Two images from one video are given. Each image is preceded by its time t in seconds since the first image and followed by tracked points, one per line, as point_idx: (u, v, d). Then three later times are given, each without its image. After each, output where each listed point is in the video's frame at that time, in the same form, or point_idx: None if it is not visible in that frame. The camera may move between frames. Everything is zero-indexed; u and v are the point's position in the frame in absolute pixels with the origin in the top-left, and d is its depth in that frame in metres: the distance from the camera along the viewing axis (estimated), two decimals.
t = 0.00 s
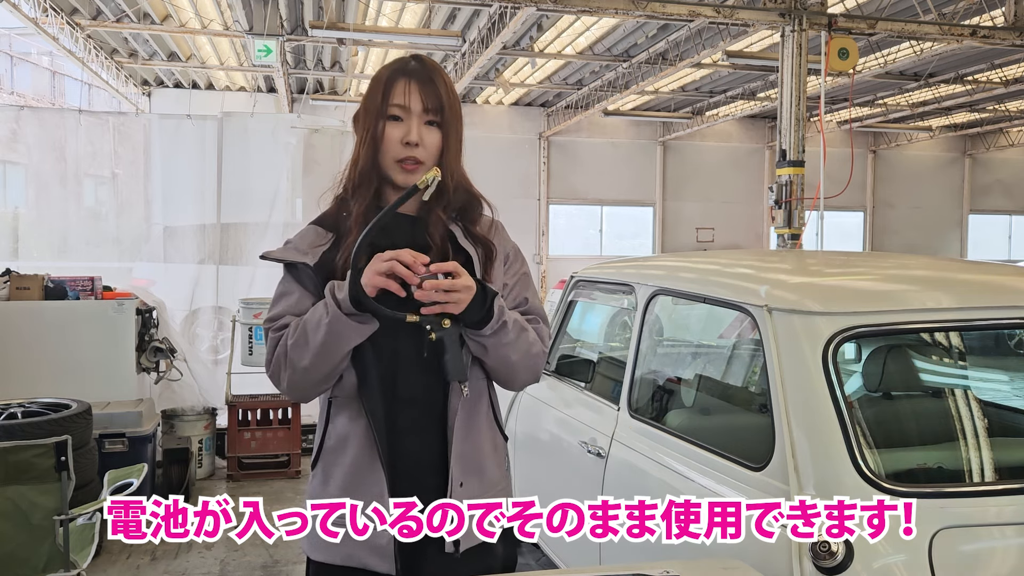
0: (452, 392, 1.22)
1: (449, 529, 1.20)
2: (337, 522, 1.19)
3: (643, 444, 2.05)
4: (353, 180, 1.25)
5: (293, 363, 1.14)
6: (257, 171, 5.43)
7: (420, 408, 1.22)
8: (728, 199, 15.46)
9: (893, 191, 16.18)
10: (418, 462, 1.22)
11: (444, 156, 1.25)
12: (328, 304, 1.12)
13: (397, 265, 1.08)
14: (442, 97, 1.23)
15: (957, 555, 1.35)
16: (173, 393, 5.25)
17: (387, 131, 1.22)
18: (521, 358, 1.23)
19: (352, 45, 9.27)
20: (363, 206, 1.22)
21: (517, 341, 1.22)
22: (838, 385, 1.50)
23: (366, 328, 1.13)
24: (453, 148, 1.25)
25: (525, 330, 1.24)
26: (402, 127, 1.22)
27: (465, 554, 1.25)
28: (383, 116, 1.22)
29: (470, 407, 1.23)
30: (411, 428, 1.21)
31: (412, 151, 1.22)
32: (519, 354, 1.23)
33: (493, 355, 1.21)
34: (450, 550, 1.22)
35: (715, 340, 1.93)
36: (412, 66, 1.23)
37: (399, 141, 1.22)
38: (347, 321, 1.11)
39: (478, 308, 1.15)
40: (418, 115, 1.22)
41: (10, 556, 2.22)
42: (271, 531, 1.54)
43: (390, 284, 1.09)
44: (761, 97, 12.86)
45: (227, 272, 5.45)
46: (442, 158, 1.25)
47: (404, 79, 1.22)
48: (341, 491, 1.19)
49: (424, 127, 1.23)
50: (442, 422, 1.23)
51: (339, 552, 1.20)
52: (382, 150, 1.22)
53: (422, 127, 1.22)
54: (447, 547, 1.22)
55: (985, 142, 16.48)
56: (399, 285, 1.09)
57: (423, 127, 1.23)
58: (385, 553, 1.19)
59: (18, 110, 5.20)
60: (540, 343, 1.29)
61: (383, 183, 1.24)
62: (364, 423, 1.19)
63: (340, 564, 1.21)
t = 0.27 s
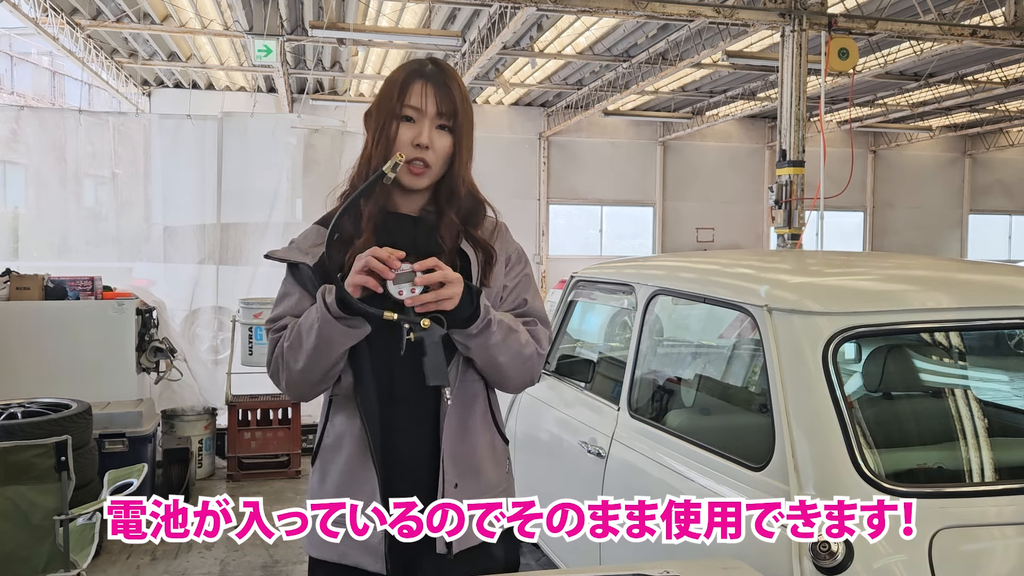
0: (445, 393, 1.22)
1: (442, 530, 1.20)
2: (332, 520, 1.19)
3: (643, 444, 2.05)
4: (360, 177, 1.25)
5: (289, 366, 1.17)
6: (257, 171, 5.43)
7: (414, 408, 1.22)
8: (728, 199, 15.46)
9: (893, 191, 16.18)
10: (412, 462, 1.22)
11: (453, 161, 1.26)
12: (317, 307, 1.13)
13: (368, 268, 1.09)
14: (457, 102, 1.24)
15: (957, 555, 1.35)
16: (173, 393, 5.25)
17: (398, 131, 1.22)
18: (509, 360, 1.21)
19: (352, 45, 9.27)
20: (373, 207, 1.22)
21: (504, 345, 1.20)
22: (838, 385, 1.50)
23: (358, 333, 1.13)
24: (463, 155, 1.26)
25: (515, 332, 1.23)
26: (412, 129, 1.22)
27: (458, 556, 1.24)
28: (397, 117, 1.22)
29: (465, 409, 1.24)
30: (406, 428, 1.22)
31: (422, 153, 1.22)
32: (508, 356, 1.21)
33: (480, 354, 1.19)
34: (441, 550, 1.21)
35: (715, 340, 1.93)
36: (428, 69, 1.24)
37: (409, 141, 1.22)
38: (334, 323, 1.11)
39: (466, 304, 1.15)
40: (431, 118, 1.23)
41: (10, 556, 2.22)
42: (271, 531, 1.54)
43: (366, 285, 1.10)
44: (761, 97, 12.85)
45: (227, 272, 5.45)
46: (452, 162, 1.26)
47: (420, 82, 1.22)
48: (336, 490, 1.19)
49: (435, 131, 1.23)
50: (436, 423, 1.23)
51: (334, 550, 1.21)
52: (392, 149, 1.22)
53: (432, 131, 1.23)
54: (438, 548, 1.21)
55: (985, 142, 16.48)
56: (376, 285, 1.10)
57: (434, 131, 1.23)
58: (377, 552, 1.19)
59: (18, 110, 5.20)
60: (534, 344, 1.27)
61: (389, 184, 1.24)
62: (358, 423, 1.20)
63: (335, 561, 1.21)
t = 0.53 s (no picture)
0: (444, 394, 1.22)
1: (439, 530, 1.19)
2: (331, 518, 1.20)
3: (643, 444, 2.05)
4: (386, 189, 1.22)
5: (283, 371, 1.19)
6: (257, 171, 5.42)
7: (414, 408, 1.22)
8: (728, 199, 15.46)
9: (893, 191, 16.18)
10: (410, 461, 1.22)
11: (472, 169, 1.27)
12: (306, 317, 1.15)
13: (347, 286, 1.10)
14: (485, 118, 1.24)
15: (957, 555, 1.35)
16: (173, 393, 5.26)
17: (430, 146, 1.19)
18: (502, 365, 1.21)
19: (352, 45, 9.27)
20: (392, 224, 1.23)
21: (491, 350, 1.19)
22: (838, 385, 1.50)
23: (345, 342, 1.14)
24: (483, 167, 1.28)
25: (507, 337, 1.21)
26: (442, 145, 1.20)
27: (456, 557, 1.23)
28: (430, 132, 1.19)
29: (463, 409, 1.24)
30: (405, 428, 1.22)
31: (449, 168, 1.21)
32: (499, 361, 1.20)
33: (471, 360, 1.19)
34: (439, 550, 1.21)
35: (715, 340, 1.93)
36: (457, 81, 1.21)
37: (439, 157, 1.20)
38: (319, 334, 1.13)
39: (454, 310, 1.15)
40: (460, 134, 1.21)
41: (10, 556, 2.22)
42: (271, 531, 1.54)
43: (351, 303, 1.12)
44: (761, 97, 12.85)
45: (227, 272, 5.45)
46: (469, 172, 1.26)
47: (453, 95, 1.20)
48: (336, 488, 1.20)
49: (462, 147, 1.23)
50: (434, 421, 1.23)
51: (332, 549, 1.21)
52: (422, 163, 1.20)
53: (460, 147, 1.22)
54: (434, 547, 1.20)
55: (985, 142, 16.48)
56: (361, 302, 1.11)
57: (461, 148, 1.23)
58: (375, 550, 1.19)
59: (18, 110, 5.20)
60: (526, 348, 1.25)
61: (406, 192, 1.23)
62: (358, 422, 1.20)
63: (333, 560, 1.21)
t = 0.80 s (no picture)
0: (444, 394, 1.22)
1: (436, 531, 1.19)
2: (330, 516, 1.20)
3: (643, 444, 2.05)
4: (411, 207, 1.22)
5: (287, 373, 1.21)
6: (257, 171, 5.42)
7: (413, 410, 1.22)
8: (728, 199, 15.47)
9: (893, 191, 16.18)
10: (409, 463, 1.22)
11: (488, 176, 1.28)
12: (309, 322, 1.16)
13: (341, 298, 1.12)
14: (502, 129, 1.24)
15: (957, 555, 1.35)
16: (172, 393, 5.29)
17: (450, 160, 1.19)
18: (499, 370, 1.21)
19: (352, 45, 9.28)
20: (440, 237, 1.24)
21: (489, 356, 1.19)
22: (839, 385, 1.50)
23: (345, 348, 1.16)
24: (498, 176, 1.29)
25: (504, 343, 1.21)
26: (460, 158, 1.20)
27: (454, 557, 1.23)
28: (452, 148, 1.18)
29: (463, 410, 1.24)
30: (405, 428, 1.22)
31: (466, 180, 1.22)
32: (494, 367, 1.20)
33: (465, 365, 1.19)
34: (437, 551, 1.21)
35: (715, 340, 1.93)
36: (477, 92, 1.20)
37: (455, 170, 1.20)
38: (322, 341, 1.15)
39: (447, 316, 1.15)
40: (477, 147, 1.21)
41: (10, 556, 2.22)
42: (271, 531, 1.54)
43: (346, 312, 1.12)
44: (761, 97, 12.85)
45: (227, 272, 5.45)
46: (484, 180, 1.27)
47: (473, 109, 1.19)
48: (335, 487, 1.20)
49: (479, 158, 1.22)
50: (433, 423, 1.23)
51: (331, 548, 1.21)
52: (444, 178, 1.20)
53: (476, 159, 1.21)
54: (432, 548, 1.20)
55: (985, 142, 16.48)
56: (356, 311, 1.12)
57: (478, 159, 1.22)
58: (374, 550, 1.19)
59: (18, 110, 5.20)
60: (523, 351, 1.25)
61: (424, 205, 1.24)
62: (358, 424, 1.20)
63: (331, 558, 1.21)
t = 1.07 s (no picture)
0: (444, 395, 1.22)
1: (435, 531, 1.20)
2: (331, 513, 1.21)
3: (643, 444, 2.05)
4: (414, 206, 1.21)
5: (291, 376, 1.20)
6: (257, 171, 5.42)
7: (413, 411, 1.22)
8: (728, 199, 15.47)
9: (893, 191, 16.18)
10: (409, 463, 1.22)
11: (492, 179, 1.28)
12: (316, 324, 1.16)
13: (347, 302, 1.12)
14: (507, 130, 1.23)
15: (957, 555, 1.35)
16: (172, 393, 5.29)
17: (453, 162, 1.19)
18: (502, 372, 1.21)
19: (352, 45, 9.28)
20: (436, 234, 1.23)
21: (492, 359, 1.19)
22: (838, 385, 1.50)
23: (353, 351, 1.16)
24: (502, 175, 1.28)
25: (505, 345, 1.21)
26: (462, 160, 1.20)
27: (453, 557, 1.23)
28: (455, 148, 1.18)
29: (464, 411, 1.24)
30: (405, 429, 1.22)
31: (469, 183, 1.22)
32: (495, 369, 1.20)
33: (466, 367, 1.19)
34: (436, 551, 1.21)
35: (715, 340, 1.93)
36: (482, 94, 1.20)
37: (457, 172, 1.20)
38: (330, 344, 1.15)
39: (450, 319, 1.15)
40: (481, 149, 1.20)
41: (10, 556, 2.22)
42: (271, 531, 1.54)
43: (351, 313, 1.12)
44: (761, 97, 12.86)
45: (227, 273, 5.45)
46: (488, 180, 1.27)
47: (478, 111, 1.19)
48: (335, 487, 1.20)
49: (482, 160, 1.22)
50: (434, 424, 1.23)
51: (331, 546, 1.21)
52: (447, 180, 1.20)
53: (480, 161, 1.21)
54: (431, 548, 1.21)
55: (985, 142, 16.48)
56: (359, 311, 1.12)
57: (481, 161, 1.22)
58: (374, 550, 1.19)
59: (18, 110, 5.21)
60: (524, 354, 1.25)
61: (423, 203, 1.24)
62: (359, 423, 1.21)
63: (331, 557, 1.22)
